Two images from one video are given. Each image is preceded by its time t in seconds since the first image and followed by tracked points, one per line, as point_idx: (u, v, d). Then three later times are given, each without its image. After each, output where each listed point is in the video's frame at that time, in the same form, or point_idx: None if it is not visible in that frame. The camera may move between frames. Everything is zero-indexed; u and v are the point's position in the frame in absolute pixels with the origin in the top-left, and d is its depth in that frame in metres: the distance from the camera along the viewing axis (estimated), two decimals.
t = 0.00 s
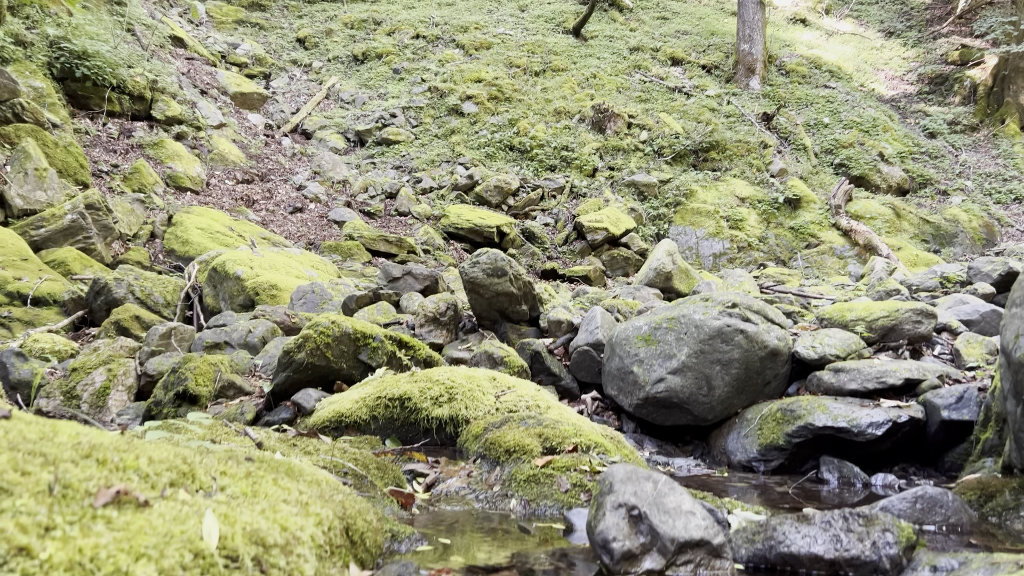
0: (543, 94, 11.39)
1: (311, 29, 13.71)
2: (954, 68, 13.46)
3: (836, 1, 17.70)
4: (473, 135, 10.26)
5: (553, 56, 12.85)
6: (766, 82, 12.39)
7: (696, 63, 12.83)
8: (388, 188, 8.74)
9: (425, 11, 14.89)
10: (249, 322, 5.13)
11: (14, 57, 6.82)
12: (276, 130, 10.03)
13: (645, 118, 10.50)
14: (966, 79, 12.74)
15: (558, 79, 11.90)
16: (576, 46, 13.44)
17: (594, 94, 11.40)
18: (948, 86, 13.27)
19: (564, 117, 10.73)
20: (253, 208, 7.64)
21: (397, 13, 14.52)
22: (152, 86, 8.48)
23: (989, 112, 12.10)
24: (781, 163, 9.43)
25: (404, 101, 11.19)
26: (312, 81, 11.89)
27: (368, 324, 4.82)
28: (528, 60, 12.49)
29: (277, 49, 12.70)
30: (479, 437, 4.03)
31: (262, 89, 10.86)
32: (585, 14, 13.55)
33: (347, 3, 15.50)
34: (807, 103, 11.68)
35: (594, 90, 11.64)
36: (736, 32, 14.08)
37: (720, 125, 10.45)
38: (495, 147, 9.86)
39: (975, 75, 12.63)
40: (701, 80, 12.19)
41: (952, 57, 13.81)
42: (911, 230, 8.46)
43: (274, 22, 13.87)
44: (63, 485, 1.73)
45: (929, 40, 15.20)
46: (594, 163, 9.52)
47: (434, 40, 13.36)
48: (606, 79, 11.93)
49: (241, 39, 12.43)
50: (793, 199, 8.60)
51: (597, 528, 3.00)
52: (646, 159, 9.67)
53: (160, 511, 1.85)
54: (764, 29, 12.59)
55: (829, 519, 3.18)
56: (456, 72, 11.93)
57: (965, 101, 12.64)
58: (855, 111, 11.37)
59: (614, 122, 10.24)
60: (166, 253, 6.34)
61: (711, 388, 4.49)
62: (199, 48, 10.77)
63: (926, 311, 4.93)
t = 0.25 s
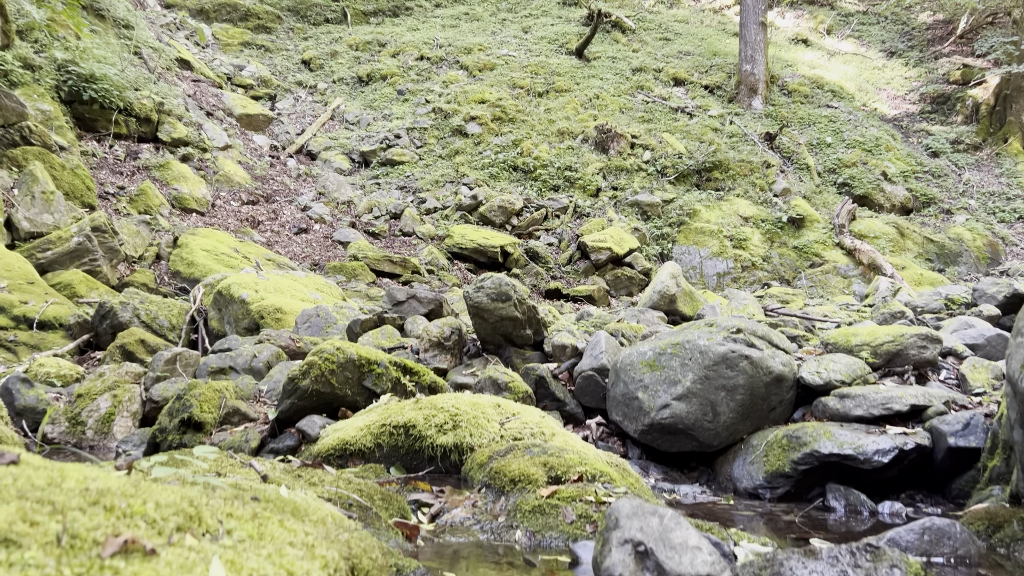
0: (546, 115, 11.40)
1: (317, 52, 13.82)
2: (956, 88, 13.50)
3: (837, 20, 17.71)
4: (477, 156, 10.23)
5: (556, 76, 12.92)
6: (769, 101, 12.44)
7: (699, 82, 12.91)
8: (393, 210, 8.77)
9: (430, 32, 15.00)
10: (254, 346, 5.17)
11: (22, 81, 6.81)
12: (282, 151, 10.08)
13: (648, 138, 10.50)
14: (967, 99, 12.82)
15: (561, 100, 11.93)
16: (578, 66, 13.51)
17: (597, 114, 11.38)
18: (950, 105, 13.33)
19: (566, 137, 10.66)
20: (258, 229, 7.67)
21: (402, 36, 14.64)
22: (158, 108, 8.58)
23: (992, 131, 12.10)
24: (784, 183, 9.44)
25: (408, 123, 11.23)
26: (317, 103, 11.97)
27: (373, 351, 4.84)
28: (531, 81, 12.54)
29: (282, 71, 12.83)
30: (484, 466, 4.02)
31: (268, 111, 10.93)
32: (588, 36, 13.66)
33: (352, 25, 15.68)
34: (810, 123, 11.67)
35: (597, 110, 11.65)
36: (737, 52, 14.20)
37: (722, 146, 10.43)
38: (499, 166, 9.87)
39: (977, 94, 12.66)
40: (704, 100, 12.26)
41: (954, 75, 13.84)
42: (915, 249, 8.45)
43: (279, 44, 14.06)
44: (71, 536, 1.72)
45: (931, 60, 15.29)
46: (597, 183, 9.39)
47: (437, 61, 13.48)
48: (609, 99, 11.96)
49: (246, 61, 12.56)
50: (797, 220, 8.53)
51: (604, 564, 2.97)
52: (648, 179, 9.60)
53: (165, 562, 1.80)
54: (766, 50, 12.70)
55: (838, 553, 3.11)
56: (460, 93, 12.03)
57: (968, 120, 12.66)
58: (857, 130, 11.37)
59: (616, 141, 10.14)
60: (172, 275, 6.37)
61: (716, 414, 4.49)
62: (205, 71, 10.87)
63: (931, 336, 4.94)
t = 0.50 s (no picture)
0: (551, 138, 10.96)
1: (324, 75, 13.85)
2: (961, 109, 13.41)
3: (842, 43, 17.59)
4: (482, 179, 9.82)
5: (562, 99, 12.55)
6: (774, 123, 12.22)
7: (704, 105, 12.68)
8: (399, 231, 8.53)
9: (436, 56, 14.98)
10: (261, 372, 5.17)
11: (33, 107, 6.90)
12: (289, 174, 10.07)
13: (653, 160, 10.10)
14: (972, 120, 12.72)
15: (566, 122, 11.55)
16: (584, 89, 13.15)
17: (603, 137, 10.94)
18: (955, 127, 13.18)
19: (572, 159, 10.21)
20: (266, 252, 7.71)
21: (408, 59, 14.65)
22: (167, 133, 8.67)
23: (996, 153, 12.17)
24: (790, 204, 9.22)
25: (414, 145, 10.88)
26: (324, 126, 11.86)
27: (380, 379, 4.86)
28: (536, 104, 12.24)
29: (290, 95, 12.88)
30: (491, 497, 3.99)
31: (276, 134, 10.95)
32: (593, 59, 13.32)
33: (359, 49, 15.80)
34: (815, 145, 11.50)
35: (602, 132, 11.28)
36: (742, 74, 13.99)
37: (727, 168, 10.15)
38: (504, 189, 9.46)
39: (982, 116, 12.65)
40: (709, 122, 11.91)
41: (959, 97, 13.79)
42: (922, 271, 8.44)
43: (287, 68, 14.18)
44: None
45: (936, 82, 15.16)
46: (602, 206, 9.06)
47: (444, 85, 13.24)
48: (614, 121, 11.61)
49: (255, 85, 12.65)
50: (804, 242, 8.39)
51: None
52: (654, 201, 9.26)
53: None
54: (773, 70, 12.29)
55: None
56: (466, 116, 11.66)
57: (973, 142, 12.61)
58: (862, 152, 11.35)
59: (622, 163, 9.73)
60: (179, 297, 6.39)
61: (725, 442, 4.47)
62: (214, 95, 10.95)
63: (940, 363, 4.92)
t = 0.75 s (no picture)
0: (561, 162, 10.74)
1: (336, 100, 13.90)
2: (971, 133, 13.39)
3: (849, 67, 17.36)
4: (492, 203, 9.73)
5: (571, 123, 12.39)
6: (783, 147, 11.95)
7: (713, 129, 12.34)
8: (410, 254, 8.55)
9: (446, 81, 15.02)
10: (272, 400, 5.17)
11: (49, 133, 7.02)
12: (301, 199, 10.07)
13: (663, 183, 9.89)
14: (983, 143, 12.66)
15: (575, 147, 11.32)
16: (592, 113, 13.02)
17: (612, 161, 10.75)
18: (965, 150, 13.14)
19: (582, 183, 10.04)
20: (277, 276, 7.75)
21: (418, 84, 14.68)
22: (180, 157, 8.76)
23: (1009, 175, 12.01)
24: (800, 227, 9.06)
25: (425, 169, 10.87)
26: (335, 150, 11.90)
27: (392, 407, 4.85)
28: (546, 129, 12.07)
29: (301, 120, 12.95)
30: (503, 528, 3.90)
31: (288, 159, 11.00)
32: (602, 84, 13.20)
33: (370, 75, 15.92)
34: (824, 168, 11.36)
35: (611, 157, 11.04)
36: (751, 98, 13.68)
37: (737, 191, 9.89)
38: (513, 213, 9.40)
39: (992, 139, 12.56)
40: (718, 146, 11.66)
41: (969, 121, 13.76)
42: (934, 294, 8.41)
43: (299, 93, 14.28)
44: None
45: (945, 105, 15.13)
46: (613, 229, 8.94)
47: (454, 109, 13.26)
48: (623, 145, 11.38)
49: (267, 110, 12.74)
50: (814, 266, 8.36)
51: None
52: (664, 224, 9.13)
53: None
54: (781, 93, 12.03)
55: None
56: (476, 140, 11.58)
57: (984, 164, 12.56)
58: (872, 175, 11.32)
59: (631, 188, 9.61)
60: (190, 322, 6.39)
61: (739, 472, 4.43)
62: (226, 120, 11.05)
63: (955, 393, 4.88)
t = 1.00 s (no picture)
0: (573, 188, 10.79)
1: (350, 127, 14.07)
2: (985, 158, 13.23)
3: (862, 92, 17.52)
4: (505, 228, 9.76)
5: (583, 149, 12.41)
6: (796, 172, 11.94)
7: (725, 154, 12.34)
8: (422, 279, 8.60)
9: (459, 108, 15.14)
10: (287, 429, 5.16)
11: (68, 161, 7.22)
12: (315, 224, 10.14)
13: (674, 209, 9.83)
14: (998, 168, 12.45)
15: (587, 173, 11.35)
16: (604, 139, 13.06)
17: (624, 187, 10.74)
18: (980, 175, 13.00)
19: (594, 210, 10.04)
20: (291, 301, 7.79)
21: (432, 111, 14.81)
22: (196, 184, 8.86)
23: None
24: (814, 253, 9.05)
25: (438, 196, 10.95)
26: (350, 176, 12.01)
27: (407, 438, 4.82)
28: (558, 155, 12.07)
29: (316, 146, 13.08)
30: (519, 564, 3.77)
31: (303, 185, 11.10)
32: (614, 111, 13.25)
33: (384, 102, 16.09)
34: (837, 193, 11.31)
35: (623, 183, 11.02)
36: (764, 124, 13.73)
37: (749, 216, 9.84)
38: (526, 238, 9.40)
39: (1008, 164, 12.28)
40: (731, 172, 11.63)
41: (981, 147, 13.67)
42: (951, 319, 8.34)
43: (314, 120, 14.44)
44: None
45: (958, 130, 15.10)
46: (625, 255, 8.96)
47: (467, 136, 13.36)
48: (635, 171, 11.36)
49: (282, 137, 12.89)
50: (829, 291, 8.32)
51: None
52: (676, 249, 9.12)
53: None
54: (792, 119, 11.97)
55: None
56: (489, 166, 11.64)
57: (999, 190, 12.39)
58: (885, 201, 11.27)
59: (644, 213, 9.65)
60: (205, 348, 6.43)
61: (756, 505, 4.37)
62: (242, 146, 11.18)
63: (975, 425, 4.82)
